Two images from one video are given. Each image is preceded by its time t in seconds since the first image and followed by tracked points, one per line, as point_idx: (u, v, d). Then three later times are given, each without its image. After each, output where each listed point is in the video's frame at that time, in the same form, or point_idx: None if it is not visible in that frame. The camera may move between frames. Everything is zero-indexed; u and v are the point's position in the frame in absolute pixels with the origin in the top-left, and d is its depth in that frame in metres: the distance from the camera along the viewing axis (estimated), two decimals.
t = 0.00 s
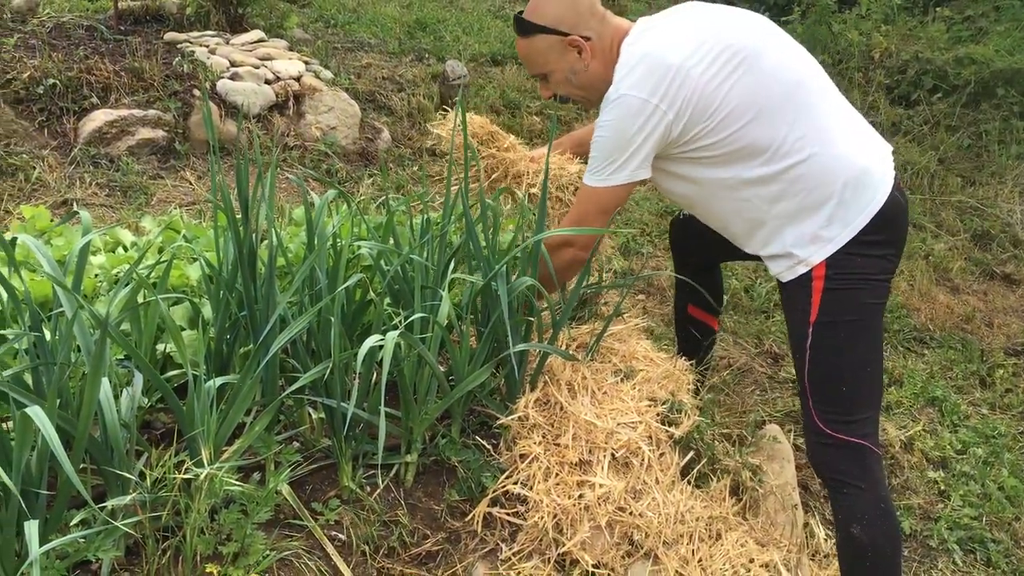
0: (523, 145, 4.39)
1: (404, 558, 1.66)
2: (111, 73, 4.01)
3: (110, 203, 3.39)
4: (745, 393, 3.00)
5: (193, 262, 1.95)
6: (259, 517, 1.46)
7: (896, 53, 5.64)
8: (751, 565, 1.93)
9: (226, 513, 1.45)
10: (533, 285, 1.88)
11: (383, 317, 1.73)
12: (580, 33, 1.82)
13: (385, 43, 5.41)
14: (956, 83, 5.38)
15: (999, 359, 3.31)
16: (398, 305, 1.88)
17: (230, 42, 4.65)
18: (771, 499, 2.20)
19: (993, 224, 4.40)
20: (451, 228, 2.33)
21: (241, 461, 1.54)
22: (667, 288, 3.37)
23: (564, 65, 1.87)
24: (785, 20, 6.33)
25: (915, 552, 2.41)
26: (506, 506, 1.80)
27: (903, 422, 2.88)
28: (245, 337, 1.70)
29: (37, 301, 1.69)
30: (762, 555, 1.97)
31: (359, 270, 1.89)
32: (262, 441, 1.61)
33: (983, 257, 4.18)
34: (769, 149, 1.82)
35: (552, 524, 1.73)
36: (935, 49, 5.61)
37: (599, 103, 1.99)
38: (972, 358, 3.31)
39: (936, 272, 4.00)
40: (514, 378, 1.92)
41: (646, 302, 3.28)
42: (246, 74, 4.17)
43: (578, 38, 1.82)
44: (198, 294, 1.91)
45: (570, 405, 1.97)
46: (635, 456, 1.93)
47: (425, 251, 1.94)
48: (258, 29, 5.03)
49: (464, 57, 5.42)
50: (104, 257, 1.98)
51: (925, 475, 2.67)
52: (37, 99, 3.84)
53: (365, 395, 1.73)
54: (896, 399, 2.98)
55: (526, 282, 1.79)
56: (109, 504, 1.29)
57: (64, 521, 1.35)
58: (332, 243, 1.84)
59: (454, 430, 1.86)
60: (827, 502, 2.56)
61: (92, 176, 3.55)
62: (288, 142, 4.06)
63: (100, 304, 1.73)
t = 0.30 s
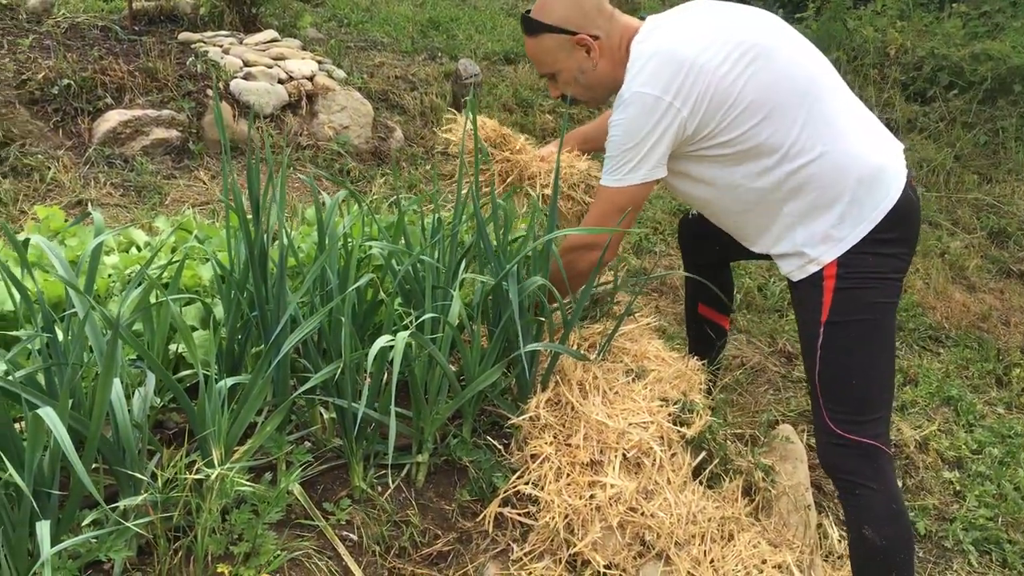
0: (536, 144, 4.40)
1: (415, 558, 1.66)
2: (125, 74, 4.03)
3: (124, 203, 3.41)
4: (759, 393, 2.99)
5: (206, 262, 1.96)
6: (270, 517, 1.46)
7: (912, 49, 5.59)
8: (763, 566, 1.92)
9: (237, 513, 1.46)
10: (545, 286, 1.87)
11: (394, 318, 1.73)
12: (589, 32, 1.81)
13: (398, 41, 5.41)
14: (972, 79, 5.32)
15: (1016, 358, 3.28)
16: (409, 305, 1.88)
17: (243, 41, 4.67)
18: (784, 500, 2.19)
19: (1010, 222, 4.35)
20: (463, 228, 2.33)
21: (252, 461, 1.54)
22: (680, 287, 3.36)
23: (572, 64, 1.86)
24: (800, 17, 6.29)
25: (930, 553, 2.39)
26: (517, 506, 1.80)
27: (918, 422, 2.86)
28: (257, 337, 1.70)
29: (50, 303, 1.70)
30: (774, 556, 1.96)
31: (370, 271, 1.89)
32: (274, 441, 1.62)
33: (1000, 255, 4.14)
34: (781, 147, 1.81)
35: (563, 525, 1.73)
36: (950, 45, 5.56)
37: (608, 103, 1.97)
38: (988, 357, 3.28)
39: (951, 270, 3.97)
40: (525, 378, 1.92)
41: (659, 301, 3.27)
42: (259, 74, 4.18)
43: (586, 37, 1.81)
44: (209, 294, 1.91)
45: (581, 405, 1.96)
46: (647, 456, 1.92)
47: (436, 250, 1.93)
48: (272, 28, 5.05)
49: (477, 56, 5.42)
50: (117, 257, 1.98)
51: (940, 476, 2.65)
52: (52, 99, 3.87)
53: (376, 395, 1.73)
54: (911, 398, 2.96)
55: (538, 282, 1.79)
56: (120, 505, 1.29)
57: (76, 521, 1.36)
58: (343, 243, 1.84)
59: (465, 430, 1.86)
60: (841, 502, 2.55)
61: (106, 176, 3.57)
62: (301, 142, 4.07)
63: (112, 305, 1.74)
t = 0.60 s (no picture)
0: (550, 144, 4.39)
1: (429, 563, 1.65)
2: (141, 76, 4.05)
3: (140, 205, 3.42)
4: (775, 395, 2.97)
5: (220, 264, 1.96)
6: (285, 522, 1.45)
7: (930, 47, 5.54)
8: (781, 572, 1.90)
9: (251, 518, 1.45)
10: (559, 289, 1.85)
11: (407, 322, 1.72)
12: (604, 28, 1.78)
13: (412, 41, 5.41)
14: (991, 77, 5.26)
15: None
16: (423, 308, 1.87)
17: (258, 42, 4.68)
18: (801, 504, 2.17)
19: None
20: (477, 232, 2.32)
21: (267, 466, 1.53)
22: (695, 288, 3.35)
23: (587, 60, 1.82)
24: (817, 15, 6.25)
25: (949, 558, 2.36)
26: (531, 511, 1.79)
27: (937, 425, 2.83)
28: (270, 341, 1.70)
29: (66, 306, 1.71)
30: (792, 561, 1.94)
31: (384, 274, 1.89)
32: (288, 446, 1.61)
33: (1020, 255, 4.09)
34: (800, 146, 1.79)
35: (578, 530, 1.72)
36: (969, 43, 5.50)
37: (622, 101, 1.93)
38: (1008, 359, 3.24)
39: (970, 271, 3.92)
40: (539, 382, 1.91)
41: (674, 302, 3.25)
42: (273, 75, 4.19)
43: (601, 32, 1.78)
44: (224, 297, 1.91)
45: (596, 409, 1.95)
46: (662, 460, 1.91)
47: (450, 253, 1.92)
48: (287, 29, 5.06)
49: (491, 55, 5.42)
50: (132, 260, 1.99)
51: (959, 480, 2.62)
52: (68, 101, 3.89)
53: (390, 398, 1.72)
54: (930, 400, 2.92)
55: (552, 285, 1.77)
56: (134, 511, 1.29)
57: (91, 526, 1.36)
58: (357, 246, 1.83)
59: (479, 433, 1.85)
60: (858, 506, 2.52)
61: (122, 177, 3.59)
62: (316, 142, 4.08)
63: (127, 308, 1.74)
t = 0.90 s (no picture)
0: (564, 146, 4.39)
1: (442, 568, 1.65)
2: (156, 78, 4.08)
3: (155, 207, 3.45)
4: (789, 400, 2.96)
5: (236, 269, 1.97)
6: (299, 528, 1.46)
7: (946, 48, 5.50)
8: None
9: (266, 523, 1.46)
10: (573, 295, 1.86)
11: (421, 327, 1.72)
12: (622, 28, 1.75)
13: (426, 43, 5.42)
14: (1008, 78, 5.22)
15: None
16: (437, 313, 1.87)
17: (273, 44, 4.70)
18: (815, 511, 2.15)
19: None
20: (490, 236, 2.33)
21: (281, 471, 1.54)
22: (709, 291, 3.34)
23: (604, 61, 1.79)
24: (832, 16, 6.21)
25: (964, 564, 2.34)
26: (545, 516, 1.79)
27: (952, 430, 2.81)
28: (285, 345, 1.71)
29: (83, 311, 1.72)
30: (806, 568, 1.93)
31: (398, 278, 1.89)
32: (302, 451, 1.62)
33: None
34: (822, 150, 1.77)
35: (591, 535, 1.72)
36: (985, 44, 5.45)
37: (638, 101, 1.91)
38: None
39: (986, 273, 3.89)
40: (553, 387, 1.91)
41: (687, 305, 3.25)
42: (288, 77, 4.21)
43: (619, 33, 1.75)
44: (239, 301, 1.92)
45: (609, 414, 1.94)
46: (675, 466, 1.90)
47: (464, 258, 1.93)
48: (301, 31, 5.08)
49: (505, 56, 5.42)
50: (148, 263, 2.00)
51: (974, 485, 2.60)
52: (84, 103, 3.92)
53: (404, 403, 1.73)
54: (945, 405, 2.90)
55: (565, 291, 1.77)
56: (150, 515, 1.30)
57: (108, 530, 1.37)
58: (371, 251, 1.84)
59: (493, 438, 1.85)
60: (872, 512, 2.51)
61: (138, 180, 3.62)
62: (330, 144, 4.09)
63: (143, 312, 1.75)
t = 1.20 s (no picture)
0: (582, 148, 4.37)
1: None
2: (175, 79, 4.09)
3: (173, 209, 3.45)
4: (809, 407, 2.92)
5: (253, 274, 1.95)
6: (314, 539, 1.44)
7: (969, 49, 5.42)
8: None
9: (281, 534, 1.44)
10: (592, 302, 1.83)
11: (439, 335, 1.70)
12: (646, 28, 1.70)
13: (444, 43, 5.40)
14: None
15: None
16: (454, 321, 1.85)
17: (291, 44, 4.70)
18: (837, 523, 2.12)
19: None
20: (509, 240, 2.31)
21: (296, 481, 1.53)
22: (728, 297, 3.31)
23: (627, 62, 1.74)
24: (854, 16, 6.14)
25: None
26: (562, 527, 1.77)
27: (975, 439, 2.76)
28: (302, 352, 1.69)
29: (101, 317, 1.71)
30: None
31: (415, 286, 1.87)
32: (318, 460, 1.60)
33: None
34: (851, 158, 1.74)
35: (609, 547, 1.70)
36: (1010, 45, 5.37)
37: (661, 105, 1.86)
38: None
39: (1010, 279, 3.82)
40: (571, 396, 1.89)
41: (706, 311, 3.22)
42: (306, 78, 4.21)
43: (643, 33, 1.70)
44: (255, 307, 1.91)
45: (628, 424, 1.92)
46: (694, 477, 1.88)
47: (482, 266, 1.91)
48: (320, 31, 5.08)
49: (523, 57, 5.40)
50: (164, 268, 1.99)
51: (998, 497, 2.55)
52: (103, 105, 3.94)
53: (421, 412, 1.71)
54: (968, 414, 2.85)
55: (584, 300, 1.74)
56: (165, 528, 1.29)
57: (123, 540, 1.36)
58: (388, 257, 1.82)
59: (510, 447, 1.83)
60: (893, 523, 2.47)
61: (156, 181, 3.62)
62: (348, 146, 4.09)
63: (159, 318, 1.74)
